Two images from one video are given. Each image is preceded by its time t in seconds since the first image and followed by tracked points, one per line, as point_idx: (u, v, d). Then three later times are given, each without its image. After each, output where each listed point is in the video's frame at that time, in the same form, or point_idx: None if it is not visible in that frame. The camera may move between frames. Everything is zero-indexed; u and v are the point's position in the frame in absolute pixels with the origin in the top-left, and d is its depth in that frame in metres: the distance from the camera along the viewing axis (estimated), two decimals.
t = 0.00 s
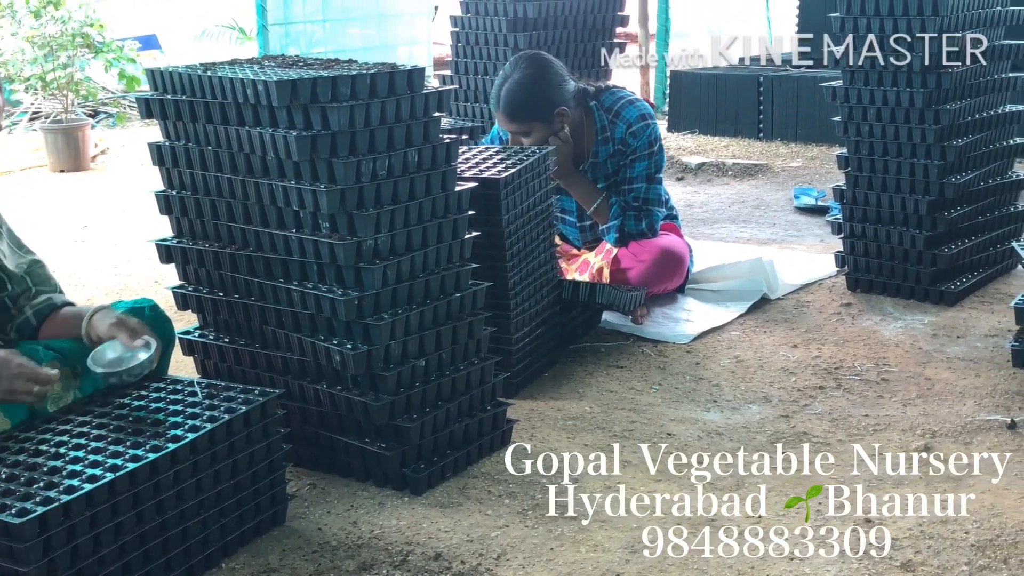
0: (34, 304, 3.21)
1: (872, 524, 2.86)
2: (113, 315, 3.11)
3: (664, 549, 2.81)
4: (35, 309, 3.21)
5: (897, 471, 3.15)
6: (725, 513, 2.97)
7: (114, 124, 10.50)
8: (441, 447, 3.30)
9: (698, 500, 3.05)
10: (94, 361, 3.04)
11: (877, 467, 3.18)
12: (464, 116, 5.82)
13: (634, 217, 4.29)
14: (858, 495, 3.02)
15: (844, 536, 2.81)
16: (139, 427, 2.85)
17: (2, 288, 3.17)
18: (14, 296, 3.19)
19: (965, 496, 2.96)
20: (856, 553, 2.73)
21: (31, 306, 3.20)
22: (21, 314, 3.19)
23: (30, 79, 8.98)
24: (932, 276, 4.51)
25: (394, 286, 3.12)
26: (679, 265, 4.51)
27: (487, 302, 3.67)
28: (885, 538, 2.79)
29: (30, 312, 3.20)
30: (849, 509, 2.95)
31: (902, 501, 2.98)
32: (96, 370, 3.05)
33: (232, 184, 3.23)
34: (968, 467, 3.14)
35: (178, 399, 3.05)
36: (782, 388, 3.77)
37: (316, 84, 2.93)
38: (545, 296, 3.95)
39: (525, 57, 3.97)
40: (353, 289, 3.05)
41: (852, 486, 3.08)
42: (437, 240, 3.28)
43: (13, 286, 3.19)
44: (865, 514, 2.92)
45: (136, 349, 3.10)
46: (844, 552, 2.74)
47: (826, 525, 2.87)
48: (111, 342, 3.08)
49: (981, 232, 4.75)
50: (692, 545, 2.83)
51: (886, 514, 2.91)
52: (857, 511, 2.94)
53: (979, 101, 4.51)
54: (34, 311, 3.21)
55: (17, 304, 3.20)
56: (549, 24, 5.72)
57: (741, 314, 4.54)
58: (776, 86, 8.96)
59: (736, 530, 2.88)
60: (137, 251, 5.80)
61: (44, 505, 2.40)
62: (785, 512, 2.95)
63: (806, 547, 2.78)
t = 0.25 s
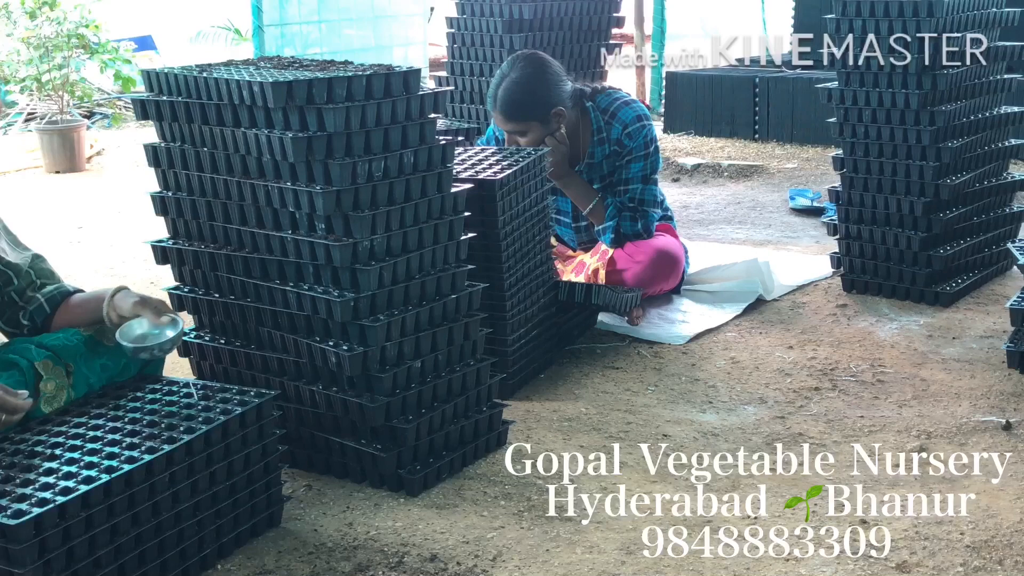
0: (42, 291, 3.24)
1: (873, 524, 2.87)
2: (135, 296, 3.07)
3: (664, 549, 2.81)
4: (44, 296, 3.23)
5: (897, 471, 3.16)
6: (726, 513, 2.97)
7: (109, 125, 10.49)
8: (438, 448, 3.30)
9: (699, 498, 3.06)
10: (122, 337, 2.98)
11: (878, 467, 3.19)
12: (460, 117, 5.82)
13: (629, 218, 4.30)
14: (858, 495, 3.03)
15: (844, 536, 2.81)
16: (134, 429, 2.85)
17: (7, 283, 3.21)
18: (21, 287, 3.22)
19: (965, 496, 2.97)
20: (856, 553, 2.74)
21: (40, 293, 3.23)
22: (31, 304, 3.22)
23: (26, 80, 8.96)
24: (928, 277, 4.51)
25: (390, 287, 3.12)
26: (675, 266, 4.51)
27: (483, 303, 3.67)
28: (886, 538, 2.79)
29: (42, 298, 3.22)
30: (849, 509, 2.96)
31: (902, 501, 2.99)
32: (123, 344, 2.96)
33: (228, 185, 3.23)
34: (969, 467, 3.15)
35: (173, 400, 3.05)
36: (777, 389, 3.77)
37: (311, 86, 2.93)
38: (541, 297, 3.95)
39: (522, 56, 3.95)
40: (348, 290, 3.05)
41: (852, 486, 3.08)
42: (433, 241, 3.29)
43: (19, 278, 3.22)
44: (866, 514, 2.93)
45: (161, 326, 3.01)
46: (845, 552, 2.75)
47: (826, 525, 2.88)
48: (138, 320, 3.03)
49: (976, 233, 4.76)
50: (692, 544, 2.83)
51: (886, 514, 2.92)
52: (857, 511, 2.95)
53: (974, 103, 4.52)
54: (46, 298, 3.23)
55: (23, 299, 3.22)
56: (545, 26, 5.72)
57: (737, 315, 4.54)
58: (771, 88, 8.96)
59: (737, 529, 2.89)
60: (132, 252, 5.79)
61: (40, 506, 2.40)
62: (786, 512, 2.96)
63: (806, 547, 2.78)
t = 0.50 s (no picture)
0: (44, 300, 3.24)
1: (873, 524, 2.88)
2: (151, 301, 3.08)
3: (664, 549, 2.82)
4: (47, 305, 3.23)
5: (897, 471, 3.17)
6: (725, 514, 2.98)
7: (109, 126, 10.50)
8: (439, 449, 3.30)
9: (699, 498, 3.07)
10: (145, 336, 2.98)
11: (878, 467, 3.20)
12: (460, 119, 5.83)
13: (629, 219, 4.31)
14: (858, 495, 3.04)
15: (844, 536, 2.82)
16: (135, 431, 2.85)
17: (9, 294, 3.19)
18: (24, 297, 3.22)
19: (965, 496, 2.98)
20: (856, 553, 2.74)
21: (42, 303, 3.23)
22: (35, 314, 3.22)
23: (26, 81, 8.97)
24: (928, 278, 4.51)
25: (391, 288, 3.13)
26: (675, 267, 4.51)
27: (484, 304, 3.67)
28: (885, 538, 2.80)
29: (46, 307, 3.22)
30: (849, 509, 2.97)
31: (902, 501, 3.00)
32: (143, 344, 2.97)
33: (229, 187, 3.23)
34: (969, 467, 3.15)
35: (175, 401, 3.05)
36: (778, 390, 3.77)
37: (312, 88, 2.94)
38: (542, 298, 3.95)
39: (521, 56, 3.94)
40: (350, 292, 3.05)
41: (852, 486, 3.09)
42: (434, 243, 3.29)
43: (22, 289, 3.22)
44: (866, 514, 2.94)
45: (183, 328, 3.01)
46: (845, 552, 2.75)
47: (826, 525, 2.89)
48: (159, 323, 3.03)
49: (977, 233, 4.76)
50: (693, 544, 2.85)
51: (886, 514, 2.93)
52: (857, 511, 2.96)
53: (974, 103, 4.52)
54: (49, 307, 3.24)
55: (25, 309, 3.22)
56: (546, 27, 5.72)
57: (737, 316, 4.54)
58: (771, 88, 8.95)
59: (736, 529, 2.90)
60: (133, 254, 5.80)
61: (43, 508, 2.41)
62: (786, 512, 2.97)
63: (806, 547, 2.79)
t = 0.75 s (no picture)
0: (41, 308, 3.26)
1: (873, 525, 2.89)
2: (148, 306, 3.09)
3: (664, 549, 2.83)
4: (43, 313, 3.25)
5: (897, 472, 3.18)
6: (725, 513, 2.99)
7: (108, 128, 10.50)
8: (439, 453, 3.30)
9: (699, 499, 3.08)
10: (140, 342, 3.00)
11: (878, 467, 3.21)
12: (459, 121, 5.83)
13: (629, 221, 4.30)
14: (858, 495, 3.04)
15: (844, 537, 2.83)
16: (134, 435, 2.86)
17: (7, 301, 3.22)
18: (21, 305, 3.24)
19: (965, 496, 2.98)
20: (857, 554, 2.75)
21: (39, 310, 3.25)
22: (32, 321, 3.24)
23: (25, 83, 8.97)
24: (928, 280, 4.51)
25: (390, 292, 3.13)
26: (675, 269, 4.51)
27: (483, 307, 3.67)
28: (885, 538, 2.81)
29: (42, 315, 3.24)
30: (850, 509, 2.98)
31: (902, 501, 3.00)
32: (141, 350, 2.98)
33: (228, 191, 3.23)
34: (969, 468, 3.16)
35: (174, 406, 3.06)
36: (777, 393, 3.77)
37: (311, 92, 2.93)
38: (541, 299, 3.95)
39: (524, 57, 3.94)
40: (349, 296, 3.05)
41: (852, 486, 3.10)
42: (433, 246, 3.29)
43: (20, 296, 3.24)
44: (866, 514, 2.95)
45: (179, 334, 3.02)
46: (846, 552, 2.76)
47: (826, 525, 2.90)
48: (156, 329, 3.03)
49: (977, 235, 4.75)
50: (692, 545, 2.85)
51: (886, 514, 2.93)
52: (858, 511, 2.97)
53: (974, 104, 4.52)
54: (46, 315, 3.25)
55: (23, 316, 3.24)
56: (545, 29, 5.72)
57: (736, 317, 4.54)
58: (770, 90, 8.94)
59: (736, 530, 2.91)
60: (132, 257, 5.80)
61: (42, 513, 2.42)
62: (786, 513, 2.97)
63: (807, 548, 2.80)
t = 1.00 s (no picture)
0: (29, 317, 3.26)
1: (872, 524, 2.91)
2: (136, 315, 3.09)
3: (664, 549, 2.86)
4: (32, 321, 3.25)
5: (897, 471, 3.20)
6: (724, 513, 3.03)
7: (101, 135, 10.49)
8: (430, 459, 3.30)
9: (698, 499, 3.11)
10: (128, 355, 2.99)
11: (878, 466, 3.24)
12: (451, 127, 5.85)
13: (621, 226, 4.30)
14: (858, 495, 3.07)
15: (844, 536, 2.86)
16: (124, 443, 2.85)
17: None
18: (10, 313, 3.25)
19: (964, 496, 3.00)
20: (856, 554, 2.77)
21: (27, 319, 3.25)
22: (21, 330, 3.25)
23: (17, 91, 8.97)
24: (919, 284, 4.51)
25: (381, 298, 3.12)
26: (667, 274, 4.51)
27: (475, 313, 3.67)
28: (885, 539, 2.83)
29: (31, 324, 3.24)
30: (849, 509, 3.01)
31: (901, 501, 3.03)
32: (127, 360, 2.98)
33: (218, 198, 3.22)
34: (969, 467, 3.19)
35: (164, 414, 3.05)
36: (769, 398, 3.77)
37: (301, 99, 2.93)
38: (533, 305, 3.94)
39: (517, 62, 3.94)
40: (339, 302, 3.05)
41: (852, 486, 3.13)
42: (424, 253, 3.29)
43: (9, 305, 3.26)
44: (866, 514, 2.97)
45: (167, 344, 3.02)
46: (845, 551, 2.79)
47: (826, 525, 2.92)
48: (143, 338, 3.03)
49: (969, 239, 4.75)
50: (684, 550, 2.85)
51: (885, 514, 2.96)
52: (858, 511, 3.00)
53: (965, 109, 4.53)
54: (35, 323, 3.25)
55: (12, 325, 3.26)
56: (536, 35, 5.73)
57: (728, 323, 4.54)
58: (762, 95, 8.95)
59: (736, 530, 2.93)
60: (122, 265, 5.79)
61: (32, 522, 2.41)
62: (785, 513, 3.00)
63: (806, 547, 2.82)
